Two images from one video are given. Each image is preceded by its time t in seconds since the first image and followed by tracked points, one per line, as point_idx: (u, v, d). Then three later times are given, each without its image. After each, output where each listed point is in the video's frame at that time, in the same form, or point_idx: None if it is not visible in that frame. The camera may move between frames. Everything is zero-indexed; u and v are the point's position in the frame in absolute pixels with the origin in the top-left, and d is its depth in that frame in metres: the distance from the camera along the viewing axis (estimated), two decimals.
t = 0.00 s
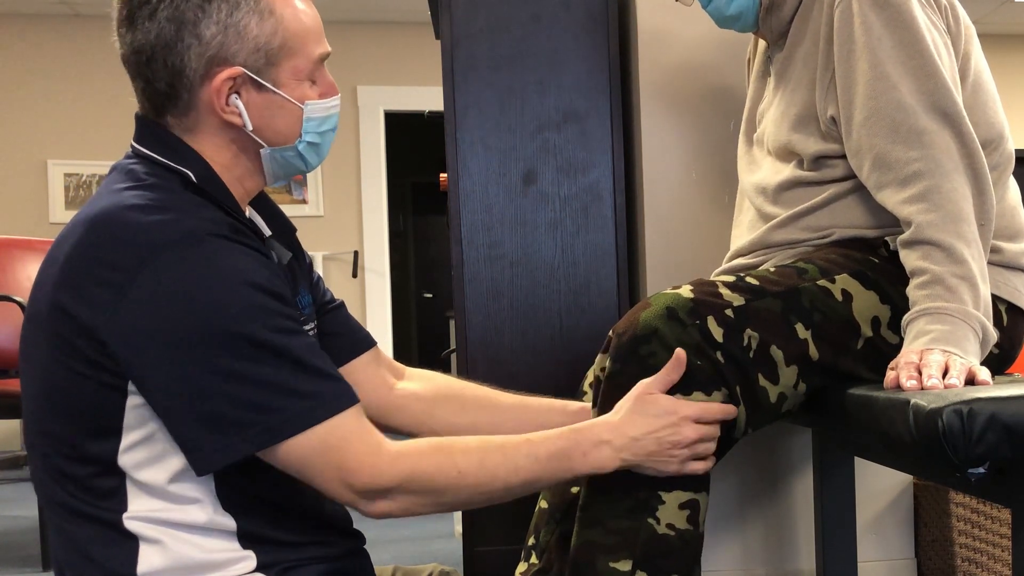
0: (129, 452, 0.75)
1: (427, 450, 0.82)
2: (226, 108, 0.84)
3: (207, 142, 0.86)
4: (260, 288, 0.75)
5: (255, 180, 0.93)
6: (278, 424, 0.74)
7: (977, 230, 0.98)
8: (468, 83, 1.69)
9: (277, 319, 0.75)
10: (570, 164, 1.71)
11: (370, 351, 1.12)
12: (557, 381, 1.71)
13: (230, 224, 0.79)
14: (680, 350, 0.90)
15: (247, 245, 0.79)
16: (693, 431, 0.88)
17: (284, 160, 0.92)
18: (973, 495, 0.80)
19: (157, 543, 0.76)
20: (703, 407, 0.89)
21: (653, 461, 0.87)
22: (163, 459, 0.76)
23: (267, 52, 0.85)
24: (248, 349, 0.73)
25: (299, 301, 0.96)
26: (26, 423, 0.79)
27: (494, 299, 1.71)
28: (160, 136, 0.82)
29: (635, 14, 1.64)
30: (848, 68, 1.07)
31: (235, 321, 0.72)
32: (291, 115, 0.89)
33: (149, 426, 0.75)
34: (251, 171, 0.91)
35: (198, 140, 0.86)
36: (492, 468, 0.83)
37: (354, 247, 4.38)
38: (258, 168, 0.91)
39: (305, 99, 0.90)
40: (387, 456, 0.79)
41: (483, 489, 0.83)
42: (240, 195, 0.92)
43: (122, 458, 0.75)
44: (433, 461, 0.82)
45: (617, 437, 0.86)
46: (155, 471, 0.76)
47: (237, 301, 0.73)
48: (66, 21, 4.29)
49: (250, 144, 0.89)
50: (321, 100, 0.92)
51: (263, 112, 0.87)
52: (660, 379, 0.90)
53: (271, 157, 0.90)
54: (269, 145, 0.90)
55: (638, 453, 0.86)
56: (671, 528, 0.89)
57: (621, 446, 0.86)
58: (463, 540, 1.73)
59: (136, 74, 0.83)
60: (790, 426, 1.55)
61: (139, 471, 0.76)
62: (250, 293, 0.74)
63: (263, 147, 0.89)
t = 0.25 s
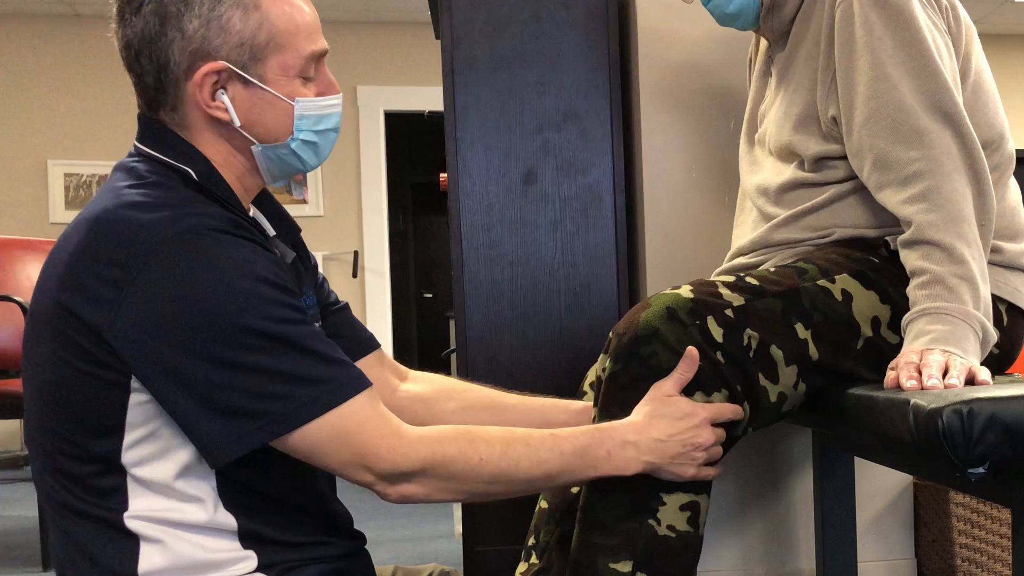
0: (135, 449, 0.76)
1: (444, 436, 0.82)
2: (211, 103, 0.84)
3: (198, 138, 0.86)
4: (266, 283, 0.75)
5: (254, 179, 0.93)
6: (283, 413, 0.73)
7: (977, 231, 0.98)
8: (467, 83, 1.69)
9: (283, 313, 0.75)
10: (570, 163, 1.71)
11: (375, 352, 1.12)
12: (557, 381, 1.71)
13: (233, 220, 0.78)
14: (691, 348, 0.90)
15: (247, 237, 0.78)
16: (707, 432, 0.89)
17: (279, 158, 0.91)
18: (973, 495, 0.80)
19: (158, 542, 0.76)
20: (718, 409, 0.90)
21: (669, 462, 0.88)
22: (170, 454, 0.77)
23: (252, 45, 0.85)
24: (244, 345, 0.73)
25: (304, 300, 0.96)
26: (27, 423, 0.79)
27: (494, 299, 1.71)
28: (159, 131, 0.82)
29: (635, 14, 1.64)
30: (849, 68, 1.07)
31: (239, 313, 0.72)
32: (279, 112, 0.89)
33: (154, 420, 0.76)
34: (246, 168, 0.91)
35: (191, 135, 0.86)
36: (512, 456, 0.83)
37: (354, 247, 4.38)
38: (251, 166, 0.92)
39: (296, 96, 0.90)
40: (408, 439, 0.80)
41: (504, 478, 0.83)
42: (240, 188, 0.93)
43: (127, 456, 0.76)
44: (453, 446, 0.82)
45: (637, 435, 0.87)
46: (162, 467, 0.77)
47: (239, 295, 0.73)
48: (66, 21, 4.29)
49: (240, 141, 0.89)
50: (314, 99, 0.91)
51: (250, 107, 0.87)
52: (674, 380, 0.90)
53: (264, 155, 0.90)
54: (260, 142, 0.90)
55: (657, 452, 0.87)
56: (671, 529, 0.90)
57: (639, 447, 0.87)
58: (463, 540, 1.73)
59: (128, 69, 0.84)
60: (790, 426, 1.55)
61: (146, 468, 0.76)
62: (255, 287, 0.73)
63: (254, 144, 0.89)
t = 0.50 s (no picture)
0: (133, 449, 0.76)
1: (440, 438, 0.82)
2: (198, 99, 0.84)
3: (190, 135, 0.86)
4: (261, 283, 0.75)
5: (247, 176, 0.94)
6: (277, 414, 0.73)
7: (979, 231, 0.98)
8: (467, 83, 1.69)
9: (277, 311, 0.75)
10: (570, 163, 1.71)
11: (373, 349, 1.12)
12: (557, 381, 1.71)
13: (226, 217, 0.79)
14: (691, 354, 0.91)
15: (241, 237, 0.78)
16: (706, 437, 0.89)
17: (270, 154, 0.91)
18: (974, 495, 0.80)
19: (158, 542, 0.76)
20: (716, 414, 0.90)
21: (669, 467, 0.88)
22: (169, 454, 0.77)
23: (237, 40, 0.84)
24: (241, 343, 0.73)
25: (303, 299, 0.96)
26: (28, 423, 0.79)
27: (494, 299, 1.71)
28: (155, 133, 0.82)
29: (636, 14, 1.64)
30: (851, 68, 1.07)
31: (238, 313, 0.72)
32: (268, 108, 0.89)
33: (154, 421, 0.76)
34: (239, 165, 0.92)
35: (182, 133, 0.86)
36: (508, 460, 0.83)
37: (355, 247, 4.38)
38: (244, 163, 0.92)
39: (285, 91, 0.89)
40: (404, 440, 0.80)
41: (501, 482, 0.83)
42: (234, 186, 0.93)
43: (126, 455, 0.76)
44: (449, 448, 0.82)
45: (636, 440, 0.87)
46: (161, 467, 0.76)
47: (240, 295, 0.73)
48: (67, 21, 4.29)
49: (230, 138, 0.89)
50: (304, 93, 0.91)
51: (237, 103, 0.86)
52: (670, 387, 0.90)
53: (254, 151, 0.90)
54: (249, 138, 0.89)
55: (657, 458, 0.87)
56: (668, 530, 0.90)
57: (638, 452, 0.87)
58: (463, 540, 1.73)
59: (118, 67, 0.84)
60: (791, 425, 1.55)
61: (144, 467, 0.76)
62: (252, 286, 0.74)
63: (244, 140, 0.89)
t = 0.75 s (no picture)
0: (137, 445, 0.76)
1: (440, 441, 0.82)
2: (197, 96, 0.84)
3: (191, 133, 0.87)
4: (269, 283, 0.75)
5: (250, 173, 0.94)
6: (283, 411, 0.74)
7: (979, 231, 0.98)
8: (467, 83, 1.69)
9: (283, 310, 0.75)
10: (570, 163, 1.71)
11: (377, 352, 1.12)
12: (557, 381, 1.72)
13: (237, 216, 0.78)
14: (685, 351, 0.91)
15: (254, 238, 0.78)
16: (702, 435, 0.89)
17: (271, 149, 0.91)
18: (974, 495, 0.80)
19: (159, 541, 0.76)
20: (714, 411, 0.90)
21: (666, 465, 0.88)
22: (172, 452, 0.77)
23: (232, 35, 0.84)
24: (245, 341, 0.73)
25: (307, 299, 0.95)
26: (31, 421, 0.79)
27: (494, 299, 1.71)
28: (159, 134, 0.82)
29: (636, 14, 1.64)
30: (851, 69, 1.07)
31: (242, 312, 0.72)
32: (267, 102, 0.89)
33: (160, 417, 0.76)
34: (242, 162, 0.92)
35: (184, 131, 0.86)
36: (509, 461, 0.84)
37: (354, 247, 4.38)
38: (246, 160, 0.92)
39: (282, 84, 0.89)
40: (405, 444, 0.80)
41: (500, 483, 0.83)
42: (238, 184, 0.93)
43: (129, 452, 0.76)
44: (449, 451, 0.82)
45: (635, 441, 0.87)
46: (165, 464, 0.76)
47: (245, 292, 0.73)
48: (67, 21, 4.29)
49: (231, 134, 0.89)
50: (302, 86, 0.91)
51: (236, 98, 0.87)
52: (666, 383, 0.90)
53: (255, 146, 0.90)
54: (249, 133, 0.90)
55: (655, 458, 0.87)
56: (672, 525, 0.90)
57: (636, 451, 0.87)
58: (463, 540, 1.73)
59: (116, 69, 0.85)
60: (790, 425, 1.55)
61: (148, 464, 0.76)
62: (258, 284, 0.74)
63: (245, 136, 0.89)
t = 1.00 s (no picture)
0: (143, 443, 0.76)
1: (447, 444, 0.83)
2: (217, 95, 0.84)
3: (212, 133, 0.86)
4: (277, 282, 0.75)
5: (269, 170, 0.93)
6: (293, 411, 0.74)
7: (979, 232, 0.98)
8: (467, 84, 1.69)
9: (290, 309, 0.75)
10: (570, 163, 1.71)
11: (386, 356, 1.12)
12: (557, 381, 1.72)
13: (250, 218, 0.79)
14: (690, 351, 0.91)
15: (265, 237, 0.79)
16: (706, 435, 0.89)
17: (291, 144, 0.91)
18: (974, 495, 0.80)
19: (162, 540, 0.76)
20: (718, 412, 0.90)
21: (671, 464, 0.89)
22: (178, 450, 0.77)
23: (248, 32, 0.84)
24: (253, 341, 0.73)
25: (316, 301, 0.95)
26: (37, 418, 0.79)
27: (494, 300, 1.71)
28: (175, 134, 0.82)
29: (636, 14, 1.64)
30: (852, 69, 1.07)
31: (250, 311, 0.72)
32: (286, 97, 0.89)
33: (167, 415, 0.76)
34: (262, 160, 0.92)
35: (204, 132, 0.86)
36: (514, 465, 0.84)
37: (354, 247, 4.38)
38: (267, 157, 0.92)
39: (299, 79, 0.90)
40: (412, 448, 0.80)
41: (504, 487, 0.84)
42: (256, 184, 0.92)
43: (135, 450, 0.76)
44: (454, 454, 0.82)
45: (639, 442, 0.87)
46: (170, 463, 0.76)
47: (256, 291, 0.73)
48: (67, 21, 4.29)
49: (252, 131, 0.89)
50: (320, 79, 0.92)
51: (255, 95, 0.87)
52: (670, 383, 0.91)
53: (276, 143, 0.90)
54: (270, 129, 0.89)
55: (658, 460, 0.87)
56: (675, 524, 0.90)
57: (639, 453, 0.87)
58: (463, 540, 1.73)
59: (130, 75, 0.84)
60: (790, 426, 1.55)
61: (154, 462, 0.76)
62: (267, 283, 0.74)
63: (265, 133, 0.89)
